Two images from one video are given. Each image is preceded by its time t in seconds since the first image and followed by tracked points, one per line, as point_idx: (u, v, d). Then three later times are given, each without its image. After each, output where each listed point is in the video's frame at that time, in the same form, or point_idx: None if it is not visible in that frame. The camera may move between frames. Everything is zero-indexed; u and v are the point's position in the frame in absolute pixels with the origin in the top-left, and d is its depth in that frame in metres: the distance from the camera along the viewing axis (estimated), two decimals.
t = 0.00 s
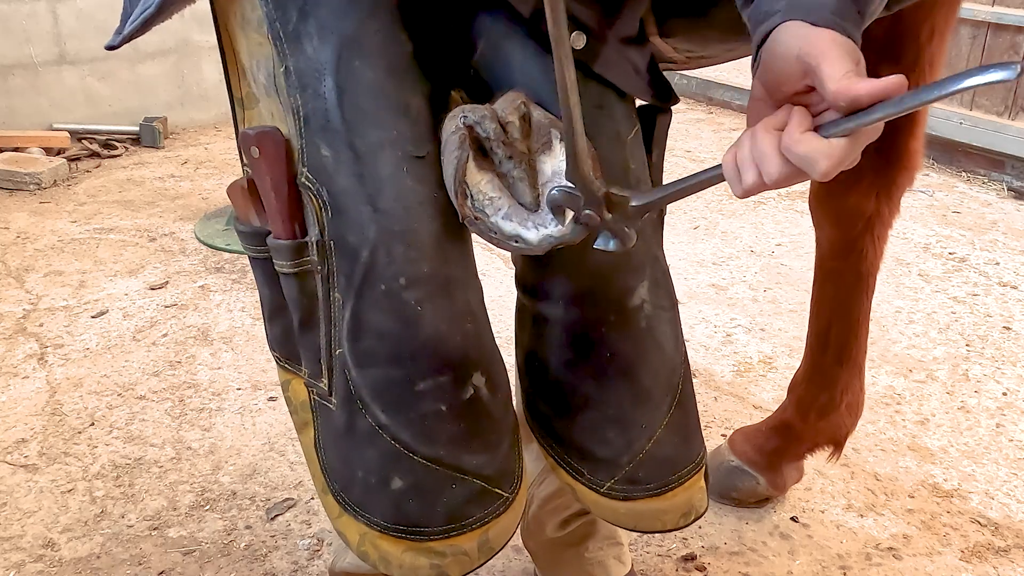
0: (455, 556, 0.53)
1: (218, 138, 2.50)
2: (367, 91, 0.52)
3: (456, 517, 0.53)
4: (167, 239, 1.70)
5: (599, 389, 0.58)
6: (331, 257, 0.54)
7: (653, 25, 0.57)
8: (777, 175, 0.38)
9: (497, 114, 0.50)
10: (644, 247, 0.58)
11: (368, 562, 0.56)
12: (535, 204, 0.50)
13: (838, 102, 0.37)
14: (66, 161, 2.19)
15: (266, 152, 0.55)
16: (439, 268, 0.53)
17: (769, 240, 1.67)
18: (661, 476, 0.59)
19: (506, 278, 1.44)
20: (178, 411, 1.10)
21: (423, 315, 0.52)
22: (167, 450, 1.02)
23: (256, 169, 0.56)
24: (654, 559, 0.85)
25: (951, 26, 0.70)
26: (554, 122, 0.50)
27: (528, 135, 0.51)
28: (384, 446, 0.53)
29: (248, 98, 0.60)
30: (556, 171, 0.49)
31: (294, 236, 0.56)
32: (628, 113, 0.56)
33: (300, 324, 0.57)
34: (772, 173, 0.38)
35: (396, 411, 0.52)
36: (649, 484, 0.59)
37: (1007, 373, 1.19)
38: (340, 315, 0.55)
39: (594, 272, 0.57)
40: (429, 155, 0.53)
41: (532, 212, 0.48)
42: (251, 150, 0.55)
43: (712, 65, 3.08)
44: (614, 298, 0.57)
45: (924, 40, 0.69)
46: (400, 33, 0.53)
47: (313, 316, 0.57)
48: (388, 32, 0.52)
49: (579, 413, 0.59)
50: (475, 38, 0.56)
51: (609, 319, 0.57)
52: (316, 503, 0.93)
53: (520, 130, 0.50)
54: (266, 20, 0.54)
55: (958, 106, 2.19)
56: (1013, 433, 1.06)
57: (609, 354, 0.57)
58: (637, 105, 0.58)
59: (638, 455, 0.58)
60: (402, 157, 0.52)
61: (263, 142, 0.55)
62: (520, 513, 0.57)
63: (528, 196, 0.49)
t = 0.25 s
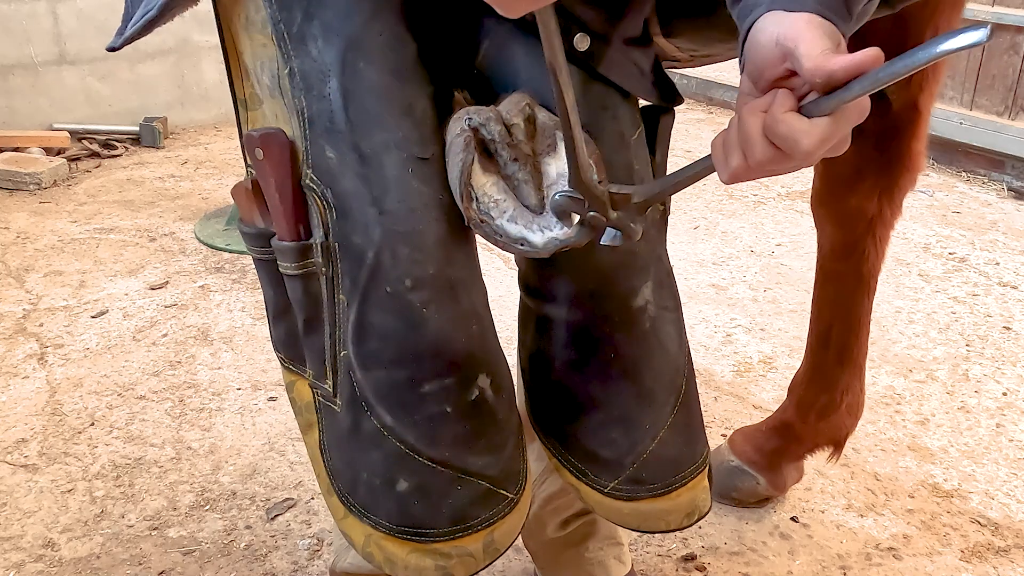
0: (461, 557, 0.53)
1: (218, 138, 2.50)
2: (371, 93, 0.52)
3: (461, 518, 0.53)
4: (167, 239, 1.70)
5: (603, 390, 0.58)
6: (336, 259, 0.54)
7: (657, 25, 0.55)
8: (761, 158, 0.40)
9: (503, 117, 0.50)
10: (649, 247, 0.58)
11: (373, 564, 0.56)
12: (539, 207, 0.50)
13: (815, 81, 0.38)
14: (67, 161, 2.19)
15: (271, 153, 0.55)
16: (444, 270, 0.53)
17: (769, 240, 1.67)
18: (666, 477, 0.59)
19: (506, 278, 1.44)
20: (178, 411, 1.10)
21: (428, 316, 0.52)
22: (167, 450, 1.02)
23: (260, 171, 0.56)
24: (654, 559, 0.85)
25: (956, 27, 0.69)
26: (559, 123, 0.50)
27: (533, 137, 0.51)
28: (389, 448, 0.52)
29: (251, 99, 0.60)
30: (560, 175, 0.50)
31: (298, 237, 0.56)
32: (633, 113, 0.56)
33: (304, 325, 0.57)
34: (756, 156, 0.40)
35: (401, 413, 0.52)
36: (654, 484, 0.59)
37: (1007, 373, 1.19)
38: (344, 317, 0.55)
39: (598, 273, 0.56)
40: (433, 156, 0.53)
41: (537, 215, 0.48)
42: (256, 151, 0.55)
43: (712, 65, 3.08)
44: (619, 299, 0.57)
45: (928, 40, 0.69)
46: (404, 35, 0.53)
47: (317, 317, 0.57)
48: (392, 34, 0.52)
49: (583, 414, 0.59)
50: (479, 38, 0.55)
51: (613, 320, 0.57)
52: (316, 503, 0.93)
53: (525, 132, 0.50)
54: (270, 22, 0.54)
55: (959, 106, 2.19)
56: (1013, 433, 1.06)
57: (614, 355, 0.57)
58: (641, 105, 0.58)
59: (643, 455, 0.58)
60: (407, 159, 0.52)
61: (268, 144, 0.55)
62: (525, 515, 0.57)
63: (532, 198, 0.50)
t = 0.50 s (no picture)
0: (462, 559, 0.53)
1: (218, 138, 2.50)
2: (372, 94, 0.52)
3: (461, 520, 0.53)
4: (167, 239, 1.70)
5: (603, 392, 0.58)
6: (337, 259, 0.54)
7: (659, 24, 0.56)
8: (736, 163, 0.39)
9: (504, 120, 0.50)
10: (650, 248, 0.58)
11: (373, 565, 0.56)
12: (538, 213, 0.50)
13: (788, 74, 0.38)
14: (66, 161, 2.19)
15: (272, 154, 0.55)
16: (444, 271, 0.53)
17: (769, 240, 1.67)
18: (666, 478, 0.59)
19: (506, 278, 1.44)
20: (178, 411, 1.10)
21: (429, 317, 0.52)
22: (167, 450, 1.02)
23: (262, 172, 0.56)
24: (654, 559, 0.85)
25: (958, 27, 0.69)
26: (561, 129, 0.50)
27: (534, 142, 0.50)
28: (390, 449, 0.53)
29: (253, 100, 0.60)
30: (560, 180, 0.48)
31: (299, 238, 0.56)
32: (634, 115, 0.56)
33: (305, 326, 0.57)
34: (731, 161, 0.40)
35: (402, 414, 0.52)
36: (654, 486, 0.59)
37: (1007, 373, 1.19)
38: (345, 318, 0.55)
39: (597, 274, 0.56)
40: (434, 157, 0.53)
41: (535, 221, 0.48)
42: (257, 152, 0.55)
43: (711, 64, 3.08)
44: (620, 300, 0.57)
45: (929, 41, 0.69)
46: (406, 35, 0.53)
47: (317, 318, 0.57)
48: (393, 34, 0.52)
49: (584, 415, 0.59)
50: (480, 40, 0.55)
51: (614, 322, 0.57)
52: (316, 503, 0.93)
53: (527, 136, 0.50)
54: (271, 23, 0.54)
55: (959, 106, 2.19)
56: (1013, 433, 1.06)
57: (615, 357, 0.57)
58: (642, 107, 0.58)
59: (643, 457, 0.58)
60: (408, 159, 0.52)
61: (269, 144, 0.55)
62: (525, 517, 0.56)
63: (531, 204, 0.50)
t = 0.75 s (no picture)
0: (461, 558, 0.53)
1: (218, 138, 2.50)
2: (372, 94, 0.52)
3: (461, 520, 0.53)
4: (167, 239, 1.70)
5: (603, 391, 0.58)
6: (337, 259, 0.54)
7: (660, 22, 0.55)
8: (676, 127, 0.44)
9: (501, 117, 0.50)
10: (649, 248, 0.58)
11: (373, 565, 0.56)
12: (537, 208, 0.49)
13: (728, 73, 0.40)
14: (67, 161, 2.19)
15: (272, 153, 0.55)
16: (444, 270, 0.53)
17: (769, 240, 1.67)
18: (665, 478, 0.59)
19: (506, 278, 1.44)
20: (178, 411, 1.10)
21: (429, 317, 0.52)
22: (167, 450, 1.02)
23: (262, 171, 0.56)
24: (654, 559, 0.85)
25: (960, 27, 0.68)
26: (557, 125, 0.50)
27: (531, 139, 0.50)
28: (390, 449, 0.53)
29: (253, 100, 0.59)
30: (559, 174, 0.48)
31: (299, 237, 0.56)
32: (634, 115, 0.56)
33: (305, 326, 0.57)
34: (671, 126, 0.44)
35: (402, 413, 0.52)
36: (654, 485, 0.59)
37: (1007, 373, 1.19)
38: (344, 318, 0.55)
39: (597, 274, 0.56)
40: (433, 156, 0.53)
41: (536, 215, 0.48)
42: (257, 151, 0.55)
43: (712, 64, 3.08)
44: (619, 300, 0.57)
45: (930, 41, 0.69)
46: (405, 35, 0.53)
47: (317, 318, 0.57)
48: (393, 34, 0.52)
49: (584, 414, 0.59)
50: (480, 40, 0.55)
51: (613, 321, 0.57)
52: (316, 503, 0.93)
53: (524, 134, 0.50)
54: (271, 22, 0.54)
55: (959, 106, 2.19)
56: (1013, 433, 1.06)
57: (614, 356, 0.57)
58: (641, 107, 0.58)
59: (642, 456, 0.58)
60: (408, 159, 0.52)
61: (269, 144, 0.55)
62: (525, 517, 0.56)
63: (530, 199, 0.49)
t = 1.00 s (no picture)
0: (461, 557, 0.53)
1: (218, 138, 2.50)
2: (373, 93, 0.52)
3: (461, 518, 0.53)
4: (167, 239, 1.70)
5: (603, 390, 0.58)
6: (338, 257, 0.54)
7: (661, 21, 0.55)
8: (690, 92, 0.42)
9: (498, 115, 0.50)
10: (649, 247, 0.58)
11: (373, 564, 0.55)
12: (535, 203, 0.49)
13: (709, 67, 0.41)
14: (67, 161, 2.19)
15: (273, 152, 0.55)
16: (445, 269, 0.53)
17: (769, 240, 1.67)
18: (666, 477, 0.59)
19: (506, 278, 1.44)
20: (178, 411, 1.10)
21: (429, 315, 0.52)
22: (167, 450, 1.02)
23: (263, 170, 0.56)
24: (654, 559, 0.85)
25: (960, 26, 0.69)
26: (554, 121, 0.50)
27: (529, 135, 0.50)
28: (390, 447, 0.53)
29: (254, 99, 0.59)
30: (557, 170, 0.48)
31: (300, 236, 0.56)
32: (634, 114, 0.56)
33: (305, 325, 0.57)
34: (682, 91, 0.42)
35: (402, 412, 0.52)
36: (654, 485, 0.59)
37: (1007, 373, 1.19)
38: (345, 316, 0.55)
39: (598, 272, 0.56)
40: (434, 155, 0.53)
41: (535, 210, 0.48)
42: (257, 150, 0.55)
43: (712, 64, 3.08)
44: (620, 299, 0.57)
45: (930, 41, 0.69)
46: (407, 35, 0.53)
47: (317, 317, 0.56)
48: (394, 33, 0.52)
49: (584, 413, 0.59)
50: (480, 39, 0.55)
51: (613, 320, 0.57)
52: (316, 503, 0.93)
53: (522, 130, 0.50)
54: (272, 21, 0.54)
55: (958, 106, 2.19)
56: (1013, 433, 1.06)
57: (613, 354, 0.57)
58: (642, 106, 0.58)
59: (642, 456, 0.58)
60: (409, 158, 0.52)
61: (270, 142, 0.55)
62: (526, 516, 0.56)
63: (529, 194, 0.49)
